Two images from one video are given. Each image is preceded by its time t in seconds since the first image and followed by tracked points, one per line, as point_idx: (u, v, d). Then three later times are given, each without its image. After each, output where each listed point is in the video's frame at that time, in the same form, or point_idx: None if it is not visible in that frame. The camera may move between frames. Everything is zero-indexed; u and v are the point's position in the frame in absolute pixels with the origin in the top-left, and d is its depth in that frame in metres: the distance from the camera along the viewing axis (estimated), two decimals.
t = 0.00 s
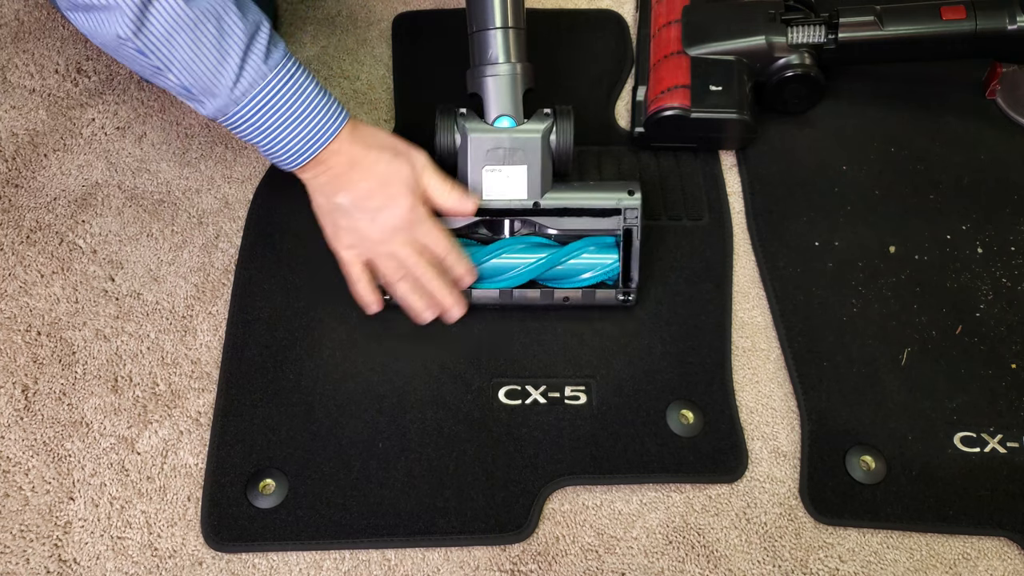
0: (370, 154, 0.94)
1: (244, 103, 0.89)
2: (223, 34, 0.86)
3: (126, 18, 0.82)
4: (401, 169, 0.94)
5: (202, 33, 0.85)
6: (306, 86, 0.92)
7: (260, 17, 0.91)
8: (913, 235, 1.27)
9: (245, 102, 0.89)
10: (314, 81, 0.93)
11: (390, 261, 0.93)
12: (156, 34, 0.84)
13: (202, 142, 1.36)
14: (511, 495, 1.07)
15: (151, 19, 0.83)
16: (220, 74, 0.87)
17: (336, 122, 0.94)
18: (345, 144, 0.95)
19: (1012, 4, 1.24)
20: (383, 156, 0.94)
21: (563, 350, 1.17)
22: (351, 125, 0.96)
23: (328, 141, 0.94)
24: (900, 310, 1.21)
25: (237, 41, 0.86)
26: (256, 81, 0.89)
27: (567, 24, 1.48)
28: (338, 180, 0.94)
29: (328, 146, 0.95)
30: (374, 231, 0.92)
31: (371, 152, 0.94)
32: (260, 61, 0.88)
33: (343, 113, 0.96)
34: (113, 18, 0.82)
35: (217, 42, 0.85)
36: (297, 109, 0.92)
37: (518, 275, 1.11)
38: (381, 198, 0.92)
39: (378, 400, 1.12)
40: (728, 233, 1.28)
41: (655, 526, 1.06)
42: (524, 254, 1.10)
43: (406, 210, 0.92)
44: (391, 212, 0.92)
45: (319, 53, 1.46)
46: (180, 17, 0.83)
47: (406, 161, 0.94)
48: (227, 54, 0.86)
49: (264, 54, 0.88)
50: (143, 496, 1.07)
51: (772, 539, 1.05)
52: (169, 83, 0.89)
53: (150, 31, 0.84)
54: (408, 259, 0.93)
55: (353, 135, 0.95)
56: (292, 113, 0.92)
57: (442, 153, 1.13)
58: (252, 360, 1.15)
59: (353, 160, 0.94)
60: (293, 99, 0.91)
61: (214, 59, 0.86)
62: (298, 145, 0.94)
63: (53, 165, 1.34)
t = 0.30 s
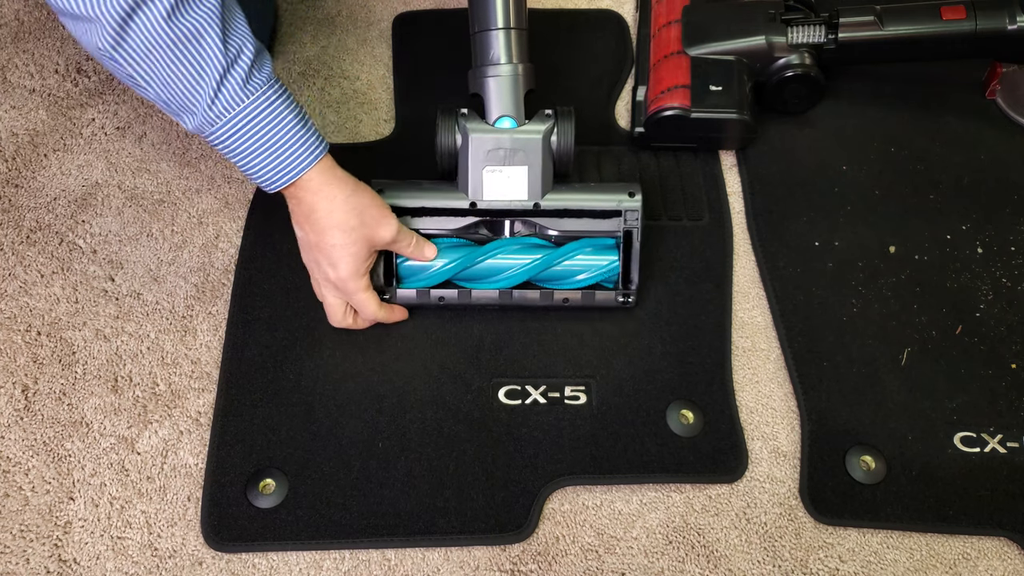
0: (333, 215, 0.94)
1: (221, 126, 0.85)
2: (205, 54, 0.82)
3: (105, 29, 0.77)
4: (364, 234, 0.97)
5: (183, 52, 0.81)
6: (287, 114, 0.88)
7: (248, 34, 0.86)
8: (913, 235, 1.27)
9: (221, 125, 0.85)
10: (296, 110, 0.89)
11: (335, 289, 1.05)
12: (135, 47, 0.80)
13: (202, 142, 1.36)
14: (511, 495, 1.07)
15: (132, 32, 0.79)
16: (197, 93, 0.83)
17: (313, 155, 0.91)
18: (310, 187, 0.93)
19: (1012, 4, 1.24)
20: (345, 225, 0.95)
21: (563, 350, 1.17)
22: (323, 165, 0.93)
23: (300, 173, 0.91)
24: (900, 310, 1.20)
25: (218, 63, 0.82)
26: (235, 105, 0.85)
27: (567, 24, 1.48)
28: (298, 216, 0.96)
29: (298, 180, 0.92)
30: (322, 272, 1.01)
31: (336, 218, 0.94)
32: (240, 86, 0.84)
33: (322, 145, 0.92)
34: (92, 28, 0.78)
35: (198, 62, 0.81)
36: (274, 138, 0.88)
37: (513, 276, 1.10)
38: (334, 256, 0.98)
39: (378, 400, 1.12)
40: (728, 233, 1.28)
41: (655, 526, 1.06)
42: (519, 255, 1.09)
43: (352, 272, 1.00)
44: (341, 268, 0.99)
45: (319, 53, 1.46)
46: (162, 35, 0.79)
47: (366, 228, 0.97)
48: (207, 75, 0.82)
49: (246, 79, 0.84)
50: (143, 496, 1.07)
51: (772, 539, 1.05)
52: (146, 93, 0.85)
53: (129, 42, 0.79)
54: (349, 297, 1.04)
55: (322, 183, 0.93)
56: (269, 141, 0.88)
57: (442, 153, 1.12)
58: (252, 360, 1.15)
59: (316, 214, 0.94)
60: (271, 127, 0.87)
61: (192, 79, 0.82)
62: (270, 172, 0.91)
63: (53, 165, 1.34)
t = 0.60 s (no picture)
0: (317, 217, 0.93)
1: (208, 132, 0.85)
2: (193, 62, 0.82)
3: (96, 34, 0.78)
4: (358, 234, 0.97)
5: (174, 59, 0.81)
6: (273, 125, 0.88)
7: (240, 45, 0.87)
8: (913, 235, 1.27)
9: (209, 132, 0.85)
10: (283, 121, 0.89)
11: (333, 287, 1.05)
12: (125, 52, 0.80)
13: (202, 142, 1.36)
14: (511, 495, 1.07)
15: (123, 38, 0.79)
16: (185, 100, 0.83)
17: (298, 166, 0.90)
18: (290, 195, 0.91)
19: (1012, 4, 1.24)
20: (330, 225, 0.94)
21: (563, 350, 1.17)
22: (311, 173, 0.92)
23: (285, 184, 0.90)
24: (900, 310, 1.21)
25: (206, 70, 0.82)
26: (222, 113, 0.85)
27: (567, 24, 1.48)
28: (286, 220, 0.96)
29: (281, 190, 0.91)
30: (317, 269, 1.01)
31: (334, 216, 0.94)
32: (227, 94, 0.84)
33: (307, 157, 0.92)
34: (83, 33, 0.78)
35: (190, 68, 0.82)
36: (260, 147, 0.88)
37: (518, 278, 1.10)
38: (324, 254, 0.97)
39: (378, 400, 1.12)
40: (728, 233, 1.28)
41: (655, 526, 1.06)
42: (525, 257, 1.09)
43: (344, 269, 0.99)
44: (332, 265, 0.99)
45: (319, 53, 1.46)
46: (150, 41, 0.80)
47: (352, 225, 0.96)
48: (194, 83, 0.82)
49: (233, 88, 0.84)
50: (143, 496, 1.07)
51: (772, 539, 1.05)
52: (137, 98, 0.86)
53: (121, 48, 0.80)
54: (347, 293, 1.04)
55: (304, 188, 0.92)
56: (258, 148, 0.88)
57: (445, 154, 1.13)
58: (252, 360, 1.15)
59: (300, 217, 0.94)
60: (257, 136, 0.87)
61: (180, 86, 0.82)
62: (256, 181, 0.90)
63: (53, 165, 1.33)
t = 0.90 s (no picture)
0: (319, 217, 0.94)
1: (222, 132, 0.86)
2: (208, 63, 0.83)
3: (112, 37, 0.78)
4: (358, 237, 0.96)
5: (187, 61, 0.82)
6: (285, 123, 0.89)
7: (249, 46, 0.88)
8: (913, 235, 1.27)
9: (223, 131, 0.86)
10: (294, 119, 0.90)
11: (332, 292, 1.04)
12: (140, 54, 0.81)
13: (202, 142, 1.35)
14: (511, 495, 1.07)
15: (137, 41, 0.80)
16: (200, 100, 0.84)
17: (310, 163, 0.92)
18: (298, 194, 0.93)
19: (1012, 4, 1.24)
20: (331, 227, 0.94)
21: (563, 350, 1.17)
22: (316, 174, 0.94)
23: (296, 182, 0.92)
24: (900, 310, 1.21)
25: (221, 70, 0.83)
26: (237, 113, 0.85)
27: (567, 24, 1.48)
28: (289, 222, 0.96)
29: (291, 189, 0.93)
30: (314, 275, 1.00)
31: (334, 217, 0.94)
32: (242, 94, 0.85)
33: (316, 155, 0.94)
34: (99, 36, 0.79)
35: (203, 70, 0.83)
36: (273, 146, 0.89)
37: (547, 277, 1.09)
38: (323, 259, 0.96)
39: (378, 400, 1.12)
40: (728, 233, 1.28)
41: (655, 526, 1.06)
42: (550, 257, 1.09)
43: (343, 275, 0.98)
44: (330, 271, 0.97)
45: (318, 53, 1.46)
46: (167, 42, 0.80)
47: (353, 230, 0.96)
48: (210, 82, 0.83)
49: (248, 87, 0.86)
50: (143, 496, 1.07)
51: (772, 539, 1.05)
52: (148, 101, 0.86)
53: (135, 50, 0.81)
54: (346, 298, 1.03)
55: (311, 188, 0.93)
56: (269, 149, 0.89)
57: (445, 154, 1.13)
58: (252, 360, 1.15)
59: (303, 217, 0.94)
60: (271, 134, 0.88)
61: (195, 87, 0.83)
62: (268, 179, 0.91)
63: (53, 165, 1.34)
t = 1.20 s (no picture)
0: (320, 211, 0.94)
1: (222, 130, 0.85)
2: (207, 59, 0.82)
3: (110, 33, 0.78)
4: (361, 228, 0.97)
5: (186, 57, 0.81)
6: (284, 121, 0.89)
7: (248, 44, 0.88)
8: (913, 235, 1.27)
9: (222, 129, 0.85)
10: (293, 117, 0.90)
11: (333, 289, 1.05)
12: (139, 51, 0.80)
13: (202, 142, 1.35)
14: (511, 495, 1.07)
15: (136, 38, 0.79)
16: (198, 98, 0.83)
17: (309, 162, 0.92)
18: (297, 192, 0.93)
19: (1012, 4, 1.24)
20: (331, 223, 0.95)
21: (563, 350, 1.17)
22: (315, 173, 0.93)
23: (295, 180, 0.92)
24: (900, 310, 1.20)
25: (220, 67, 0.83)
26: (237, 110, 0.85)
27: (567, 24, 1.48)
28: (289, 220, 0.97)
29: (291, 187, 0.93)
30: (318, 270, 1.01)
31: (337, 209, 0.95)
32: (241, 91, 0.85)
33: (315, 153, 0.93)
34: (96, 33, 0.78)
35: (202, 67, 0.82)
36: (273, 143, 0.89)
37: (551, 277, 1.09)
38: (323, 254, 0.97)
39: (378, 400, 1.12)
40: (728, 233, 1.28)
41: (655, 527, 1.06)
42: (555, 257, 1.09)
43: (343, 271, 0.99)
44: (330, 267, 0.98)
45: (318, 53, 1.46)
46: (166, 40, 0.80)
47: (352, 226, 0.97)
48: (209, 80, 0.83)
49: (246, 85, 0.85)
50: (143, 496, 1.07)
51: (772, 539, 1.05)
52: (146, 98, 0.85)
53: (133, 47, 0.80)
54: (347, 295, 1.04)
55: (311, 186, 0.93)
56: (269, 146, 0.88)
57: (445, 154, 1.13)
58: (252, 360, 1.15)
59: (303, 214, 0.95)
60: (271, 133, 0.88)
61: (195, 84, 0.82)
62: (267, 177, 0.91)
63: (53, 165, 1.34)
